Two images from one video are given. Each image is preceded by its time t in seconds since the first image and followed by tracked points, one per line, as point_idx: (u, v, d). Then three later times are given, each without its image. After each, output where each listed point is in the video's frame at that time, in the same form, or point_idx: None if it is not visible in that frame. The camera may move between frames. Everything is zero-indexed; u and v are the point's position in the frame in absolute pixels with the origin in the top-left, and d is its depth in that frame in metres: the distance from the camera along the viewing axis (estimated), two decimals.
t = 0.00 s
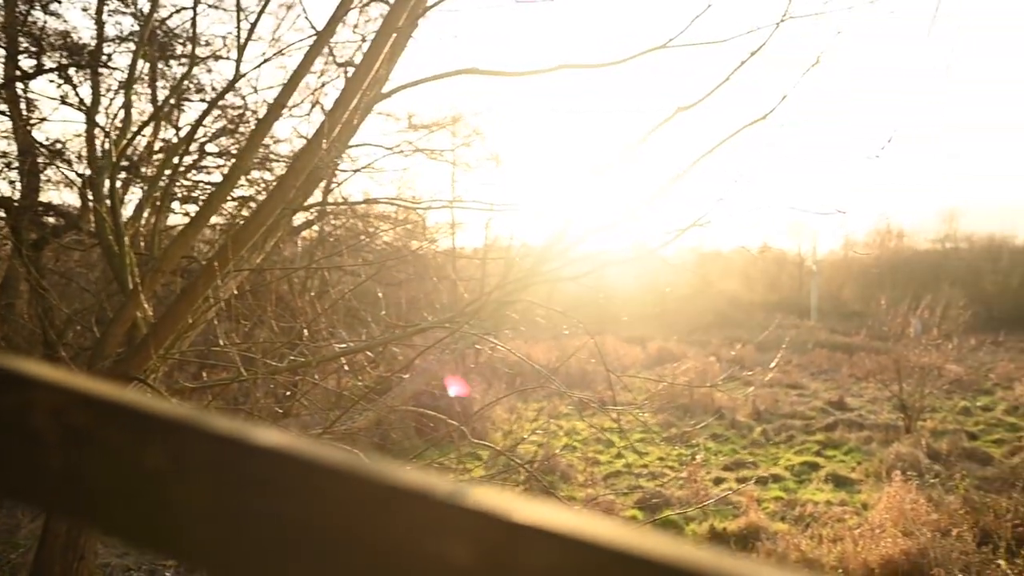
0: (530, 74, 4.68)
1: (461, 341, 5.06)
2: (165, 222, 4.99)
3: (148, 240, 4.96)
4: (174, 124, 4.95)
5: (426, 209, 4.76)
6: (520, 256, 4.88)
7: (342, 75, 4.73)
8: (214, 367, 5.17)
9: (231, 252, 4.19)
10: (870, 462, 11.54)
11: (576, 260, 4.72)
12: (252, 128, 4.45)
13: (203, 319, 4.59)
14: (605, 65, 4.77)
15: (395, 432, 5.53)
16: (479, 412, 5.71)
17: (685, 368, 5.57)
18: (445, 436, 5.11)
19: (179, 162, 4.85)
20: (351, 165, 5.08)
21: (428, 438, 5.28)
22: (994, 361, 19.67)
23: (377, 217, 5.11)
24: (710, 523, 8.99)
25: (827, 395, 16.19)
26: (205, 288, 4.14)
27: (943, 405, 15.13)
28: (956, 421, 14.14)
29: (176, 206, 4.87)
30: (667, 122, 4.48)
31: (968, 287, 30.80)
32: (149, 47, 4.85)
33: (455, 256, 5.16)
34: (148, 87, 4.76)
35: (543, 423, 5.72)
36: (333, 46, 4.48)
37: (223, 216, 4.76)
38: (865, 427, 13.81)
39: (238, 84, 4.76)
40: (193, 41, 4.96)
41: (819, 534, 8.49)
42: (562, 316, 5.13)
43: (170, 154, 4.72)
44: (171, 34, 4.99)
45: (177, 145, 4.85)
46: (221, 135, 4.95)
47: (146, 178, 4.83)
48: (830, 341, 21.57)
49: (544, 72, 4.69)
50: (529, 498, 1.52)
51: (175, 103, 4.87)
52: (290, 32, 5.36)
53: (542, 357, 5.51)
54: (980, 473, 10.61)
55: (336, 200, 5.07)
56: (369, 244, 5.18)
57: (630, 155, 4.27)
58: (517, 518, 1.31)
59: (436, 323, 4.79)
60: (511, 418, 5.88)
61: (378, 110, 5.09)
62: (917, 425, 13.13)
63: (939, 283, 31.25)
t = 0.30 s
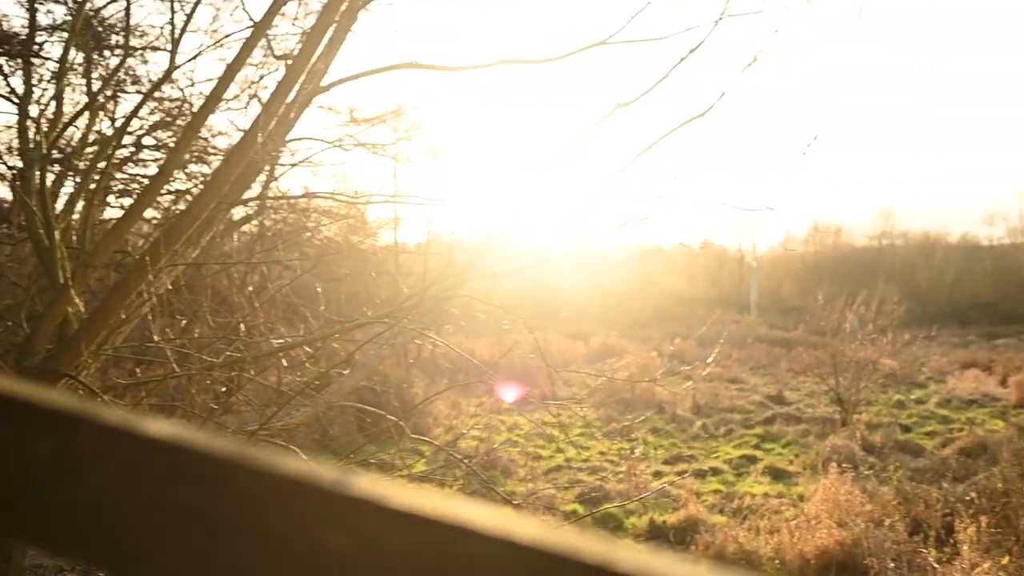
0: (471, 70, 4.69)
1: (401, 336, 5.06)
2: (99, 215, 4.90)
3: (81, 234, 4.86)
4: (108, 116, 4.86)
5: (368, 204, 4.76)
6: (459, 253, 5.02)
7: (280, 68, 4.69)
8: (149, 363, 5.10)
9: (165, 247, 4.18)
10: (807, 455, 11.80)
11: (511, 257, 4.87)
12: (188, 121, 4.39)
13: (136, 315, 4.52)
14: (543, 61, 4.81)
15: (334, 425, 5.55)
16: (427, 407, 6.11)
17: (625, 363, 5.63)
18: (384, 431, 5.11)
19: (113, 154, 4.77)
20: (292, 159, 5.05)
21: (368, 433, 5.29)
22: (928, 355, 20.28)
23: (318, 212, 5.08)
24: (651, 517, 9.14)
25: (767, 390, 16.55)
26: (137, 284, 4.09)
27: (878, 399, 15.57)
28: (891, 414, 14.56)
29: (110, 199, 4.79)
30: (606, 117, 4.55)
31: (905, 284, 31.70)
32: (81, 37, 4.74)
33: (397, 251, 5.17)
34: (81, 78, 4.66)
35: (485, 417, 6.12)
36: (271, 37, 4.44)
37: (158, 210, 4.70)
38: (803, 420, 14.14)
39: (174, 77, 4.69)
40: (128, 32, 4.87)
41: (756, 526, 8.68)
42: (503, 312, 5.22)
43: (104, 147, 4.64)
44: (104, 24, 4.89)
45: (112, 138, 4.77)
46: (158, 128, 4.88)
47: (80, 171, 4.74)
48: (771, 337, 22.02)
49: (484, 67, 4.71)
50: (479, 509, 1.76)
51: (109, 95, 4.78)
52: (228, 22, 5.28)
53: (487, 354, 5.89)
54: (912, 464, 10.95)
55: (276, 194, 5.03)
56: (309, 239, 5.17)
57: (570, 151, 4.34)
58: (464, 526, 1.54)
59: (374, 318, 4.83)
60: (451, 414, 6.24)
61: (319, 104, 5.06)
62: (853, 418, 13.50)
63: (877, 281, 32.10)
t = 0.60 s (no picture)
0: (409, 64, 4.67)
1: (338, 331, 5.03)
2: (26, 208, 4.74)
3: (6, 227, 4.70)
4: (36, 107, 4.70)
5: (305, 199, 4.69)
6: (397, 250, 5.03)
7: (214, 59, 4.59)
8: (79, 360, 4.96)
9: (94, 242, 4.07)
10: (742, 448, 12.06)
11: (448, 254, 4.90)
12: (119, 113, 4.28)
13: (65, 311, 4.40)
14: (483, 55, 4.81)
15: (271, 421, 5.48)
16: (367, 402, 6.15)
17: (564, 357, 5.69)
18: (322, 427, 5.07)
19: (41, 146, 4.62)
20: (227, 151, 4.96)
21: (305, 429, 5.24)
22: (860, 350, 20.91)
23: (255, 207, 4.99)
24: (589, 511, 9.25)
25: (703, 384, 16.88)
26: (64, 280, 3.98)
27: (812, 393, 15.99)
28: (825, 407, 14.98)
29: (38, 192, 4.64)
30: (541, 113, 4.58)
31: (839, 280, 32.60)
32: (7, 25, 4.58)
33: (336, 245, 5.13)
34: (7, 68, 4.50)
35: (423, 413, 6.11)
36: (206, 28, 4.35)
37: (87, 203, 4.57)
38: (739, 414, 14.45)
39: (105, 68, 4.56)
40: (56, 20, 4.71)
41: (693, 519, 8.85)
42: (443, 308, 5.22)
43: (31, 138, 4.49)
44: (31, 11, 4.73)
45: (39, 129, 4.62)
46: (88, 120, 4.74)
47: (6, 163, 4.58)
48: (708, 333, 22.45)
49: (424, 61, 4.69)
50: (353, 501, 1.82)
51: (37, 86, 4.63)
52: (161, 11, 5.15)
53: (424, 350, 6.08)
54: (845, 457, 11.27)
55: (212, 187, 4.94)
56: (245, 234, 5.09)
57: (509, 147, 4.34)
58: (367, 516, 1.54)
59: (311, 314, 4.78)
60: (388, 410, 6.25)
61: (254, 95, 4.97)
62: (787, 412, 13.85)
63: (811, 278, 32.97)
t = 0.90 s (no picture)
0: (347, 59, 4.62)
1: (274, 329, 4.98)
2: None
3: None
4: None
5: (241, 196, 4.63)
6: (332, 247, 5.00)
7: (148, 50, 4.49)
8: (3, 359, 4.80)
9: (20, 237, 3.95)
10: (680, 443, 12.29)
11: (384, 251, 4.90)
12: (47, 105, 4.16)
13: None
14: (422, 51, 4.82)
15: (206, 418, 5.39)
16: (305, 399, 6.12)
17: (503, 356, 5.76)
18: (257, 424, 5.03)
19: None
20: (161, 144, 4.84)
21: (242, 427, 5.18)
22: (796, 345, 21.43)
23: (191, 202, 4.92)
24: (529, 506, 9.33)
25: (642, 379, 17.13)
26: None
27: (749, 387, 16.36)
28: (761, 401, 15.36)
29: None
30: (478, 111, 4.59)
31: (776, 277, 33.36)
32: None
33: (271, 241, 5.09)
34: None
35: (361, 409, 6.12)
36: (139, 19, 4.26)
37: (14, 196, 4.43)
38: (677, 409, 14.71)
39: (32, 58, 4.41)
40: None
41: (631, 513, 8.99)
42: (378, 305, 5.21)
43: None
44: None
45: None
46: (15, 111, 4.59)
47: None
48: (647, 328, 22.77)
49: (363, 55, 4.68)
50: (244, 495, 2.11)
51: None
52: None
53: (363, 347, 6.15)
54: (780, 450, 11.57)
55: (146, 181, 4.83)
56: (181, 229, 5.00)
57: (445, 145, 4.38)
58: (206, 502, 1.80)
59: (245, 311, 4.73)
60: (330, 405, 6.30)
61: (189, 88, 4.87)
62: (724, 407, 14.17)
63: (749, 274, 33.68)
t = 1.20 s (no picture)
0: (288, 54, 4.56)
1: (214, 326, 4.89)
2: None
3: None
4: None
5: (178, 191, 4.56)
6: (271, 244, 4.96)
7: (82, 40, 4.36)
8: None
9: None
10: (621, 438, 12.44)
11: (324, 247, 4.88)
12: None
13: None
14: (366, 46, 4.77)
15: (142, 417, 5.27)
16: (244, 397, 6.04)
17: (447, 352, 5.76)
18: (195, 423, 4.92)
19: None
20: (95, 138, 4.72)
21: (180, 426, 5.07)
22: (735, 340, 21.86)
23: (128, 196, 4.80)
24: (471, 503, 9.34)
25: (584, 375, 17.30)
26: None
27: (689, 383, 16.64)
28: (701, 397, 15.65)
29: None
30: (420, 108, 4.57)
31: (717, 274, 33.96)
32: None
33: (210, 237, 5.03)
34: None
35: (301, 406, 6.05)
36: (71, 11, 4.14)
37: None
38: (618, 405, 14.89)
39: None
40: None
41: (572, 508, 9.08)
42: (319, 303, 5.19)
43: None
44: None
45: None
46: None
47: None
48: (590, 324, 22.98)
49: (304, 50, 4.64)
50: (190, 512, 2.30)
51: None
52: None
53: (303, 342, 6.09)
54: (719, 445, 11.81)
55: (80, 176, 4.70)
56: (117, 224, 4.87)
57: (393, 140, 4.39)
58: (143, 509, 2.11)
59: (183, 308, 4.64)
60: (269, 404, 6.21)
61: (124, 81, 4.76)
62: (665, 402, 14.38)
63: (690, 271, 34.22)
